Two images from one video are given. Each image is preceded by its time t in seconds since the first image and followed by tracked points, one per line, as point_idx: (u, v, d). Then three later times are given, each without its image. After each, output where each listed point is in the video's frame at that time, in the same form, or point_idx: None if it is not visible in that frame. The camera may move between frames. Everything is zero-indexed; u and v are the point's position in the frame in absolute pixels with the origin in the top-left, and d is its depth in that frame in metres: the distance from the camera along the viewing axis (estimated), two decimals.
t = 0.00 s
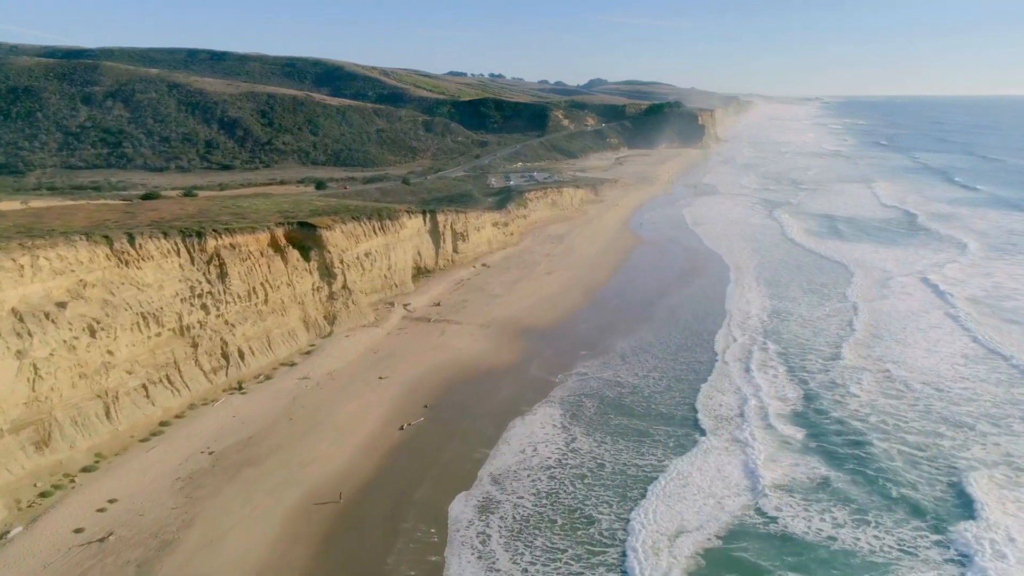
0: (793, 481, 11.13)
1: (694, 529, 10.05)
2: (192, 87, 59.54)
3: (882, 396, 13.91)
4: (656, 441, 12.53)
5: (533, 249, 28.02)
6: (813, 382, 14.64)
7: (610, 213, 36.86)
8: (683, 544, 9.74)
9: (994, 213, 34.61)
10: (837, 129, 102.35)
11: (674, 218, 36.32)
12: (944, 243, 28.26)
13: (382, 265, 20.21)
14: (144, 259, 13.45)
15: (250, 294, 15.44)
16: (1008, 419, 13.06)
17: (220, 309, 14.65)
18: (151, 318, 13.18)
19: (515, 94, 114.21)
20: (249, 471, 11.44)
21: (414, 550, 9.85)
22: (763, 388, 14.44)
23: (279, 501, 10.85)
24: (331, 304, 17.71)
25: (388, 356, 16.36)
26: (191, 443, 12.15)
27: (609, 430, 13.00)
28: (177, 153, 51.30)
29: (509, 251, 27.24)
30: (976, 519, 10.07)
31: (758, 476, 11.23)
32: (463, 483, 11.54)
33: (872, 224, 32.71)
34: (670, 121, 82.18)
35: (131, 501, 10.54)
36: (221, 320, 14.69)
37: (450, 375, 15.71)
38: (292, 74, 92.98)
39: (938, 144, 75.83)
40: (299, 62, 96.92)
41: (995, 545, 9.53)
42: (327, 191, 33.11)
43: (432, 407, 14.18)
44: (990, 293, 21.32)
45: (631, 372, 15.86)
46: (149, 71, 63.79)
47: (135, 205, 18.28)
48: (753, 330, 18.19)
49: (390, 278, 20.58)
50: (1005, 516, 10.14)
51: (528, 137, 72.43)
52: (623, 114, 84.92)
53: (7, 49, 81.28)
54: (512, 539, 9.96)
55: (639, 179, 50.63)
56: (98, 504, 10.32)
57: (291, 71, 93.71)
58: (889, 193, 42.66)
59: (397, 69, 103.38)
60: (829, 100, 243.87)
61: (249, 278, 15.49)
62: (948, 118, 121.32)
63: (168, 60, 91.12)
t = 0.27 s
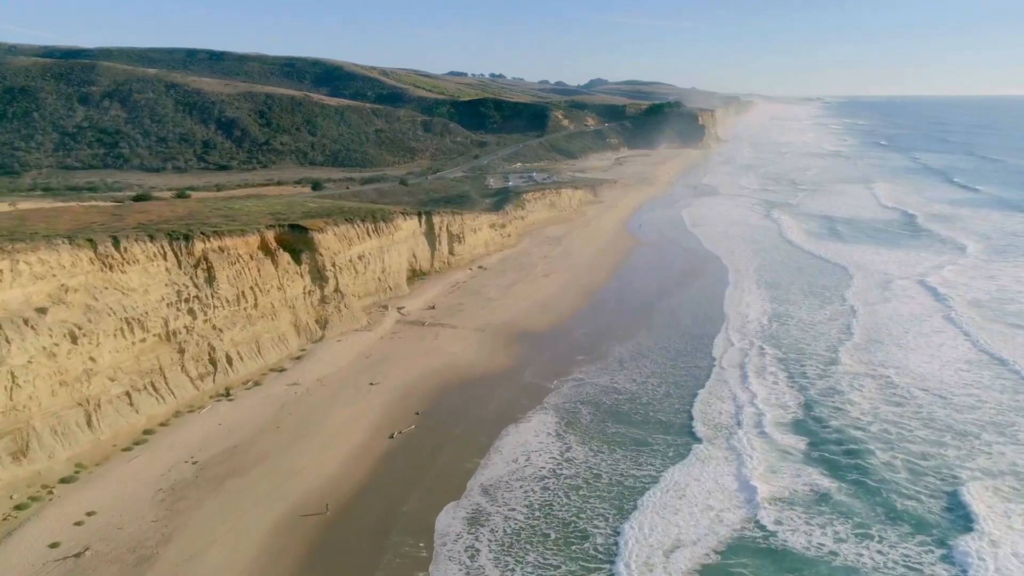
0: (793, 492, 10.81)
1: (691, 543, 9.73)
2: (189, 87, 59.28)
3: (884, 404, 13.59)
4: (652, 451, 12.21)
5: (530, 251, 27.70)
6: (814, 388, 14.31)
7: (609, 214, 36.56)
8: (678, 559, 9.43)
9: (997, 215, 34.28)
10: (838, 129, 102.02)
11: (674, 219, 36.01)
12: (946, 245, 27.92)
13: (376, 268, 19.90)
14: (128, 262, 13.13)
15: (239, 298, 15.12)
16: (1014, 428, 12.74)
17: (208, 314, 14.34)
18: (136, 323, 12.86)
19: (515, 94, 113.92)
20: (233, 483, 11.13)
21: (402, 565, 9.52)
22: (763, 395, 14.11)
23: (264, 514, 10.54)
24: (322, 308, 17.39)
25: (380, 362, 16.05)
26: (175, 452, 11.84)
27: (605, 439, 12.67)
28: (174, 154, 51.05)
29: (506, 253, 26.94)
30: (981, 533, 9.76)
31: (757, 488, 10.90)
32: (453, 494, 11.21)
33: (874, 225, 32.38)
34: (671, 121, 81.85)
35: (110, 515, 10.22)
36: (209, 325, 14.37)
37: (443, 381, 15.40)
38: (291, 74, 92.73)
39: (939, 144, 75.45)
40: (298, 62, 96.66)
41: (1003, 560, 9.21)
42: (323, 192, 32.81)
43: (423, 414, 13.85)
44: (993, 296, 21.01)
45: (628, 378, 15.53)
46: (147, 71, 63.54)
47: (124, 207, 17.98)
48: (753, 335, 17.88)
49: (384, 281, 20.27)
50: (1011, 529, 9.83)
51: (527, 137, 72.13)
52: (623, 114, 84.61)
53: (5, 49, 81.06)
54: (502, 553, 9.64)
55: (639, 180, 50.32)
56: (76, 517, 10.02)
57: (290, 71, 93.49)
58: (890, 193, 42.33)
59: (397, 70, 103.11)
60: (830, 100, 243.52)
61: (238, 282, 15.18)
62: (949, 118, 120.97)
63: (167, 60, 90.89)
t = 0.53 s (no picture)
0: (793, 505, 10.48)
1: (687, 559, 9.42)
2: (187, 87, 58.99)
3: (886, 412, 13.27)
4: (649, 461, 11.88)
5: (527, 253, 27.38)
6: (814, 395, 13.98)
7: (608, 215, 36.23)
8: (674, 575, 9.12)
9: (999, 216, 33.94)
10: (838, 129, 101.69)
11: (673, 220, 35.68)
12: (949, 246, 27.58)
13: (369, 271, 19.59)
14: (112, 266, 12.78)
15: (227, 303, 14.80)
16: (1019, 437, 12.43)
17: (194, 319, 14.01)
18: (119, 329, 12.53)
19: (514, 94, 113.58)
20: (215, 495, 10.82)
21: None
22: (762, 402, 13.78)
23: (246, 528, 10.21)
24: (313, 312, 17.08)
25: (372, 368, 15.73)
26: (158, 463, 11.52)
27: (601, 449, 12.34)
28: (171, 154, 50.77)
29: (503, 255, 26.61)
30: (987, 548, 9.45)
31: (756, 500, 10.56)
32: (442, 507, 10.89)
33: (875, 226, 32.04)
34: (671, 121, 81.50)
35: (87, 529, 9.88)
36: (196, 330, 14.05)
37: (435, 388, 15.07)
38: (290, 74, 92.44)
39: (940, 144, 75.05)
40: (297, 62, 96.35)
41: None
42: (319, 193, 32.48)
43: (415, 422, 13.53)
44: (996, 299, 20.69)
45: (625, 384, 15.21)
46: (144, 71, 63.28)
47: (112, 209, 17.68)
48: (752, 339, 17.56)
49: (377, 284, 19.96)
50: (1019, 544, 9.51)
51: (527, 138, 71.80)
52: (623, 114, 84.27)
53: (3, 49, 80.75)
54: (492, 569, 9.32)
55: (638, 180, 49.99)
56: (52, 531, 9.71)
57: (289, 71, 93.22)
58: (891, 194, 42.02)
59: (396, 69, 102.78)
60: (831, 100, 243.24)
61: (226, 286, 14.86)
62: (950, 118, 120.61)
63: (166, 60, 90.59)
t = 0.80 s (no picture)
0: (794, 518, 10.15)
1: None
2: (184, 87, 58.72)
3: (889, 420, 12.95)
4: (645, 471, 11.56)
5: (525, 255, 27.05)
6: (814, 402, 13.65)
7: (606, 216, 35.90)
8: None
9: (1001, 217, 33.61)
10: (839, 129, 101.35)
11: (673, 221, 35.35)
12: (951, 248, 27.25)
13: (362, 273, 19.29)
14: (95, 270, 12.43)
15: (214, 307, 14.49)
16: None
17: (180, 324, 13.71)
18: (101, 335, 12.21)
19: (514, 95, 113.24)
20: (197, 507, 10.53)
21: None
22: (761, 410, 13.45)
23: (228, 542, 9.90)
24: (304, 316, 16.77)
25: (363, 374, 15.44)
26: (139, 472, 11.24)
27: (595, 458, 12.03)
28: (168, 154, 50.50)
29: (499, 257, 26.31)
30: (991, 563, 9.15)
31: (755, 514, 10.25)
32: (430, 519, 10.57)
33: (876, 227, 31.73)
34: (671, 121, 81.17)
35: (64, 543, 9.58)
36: (182, 335, 13.74)
37: (427, 394, 14.77)
38: (289, 74, 92.13)
39: (941, 144, 74.68)
40: (296, 62, 96.07)
41: None
42: (315, 195, 32.18)
43: (405, 429, 13.22)
44: (1000, 302, 20.36)
45: (621, 390, 14.89)
46: (142, 71, 63.02)
47: (100, 211, 17.39)
48: (751, 344, 17.23)
49: (370, 287, 19.65)
50: None
51: (526, 138, 71.48)
52: (623, 114, 83.96)
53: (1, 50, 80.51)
54: None
55: (638, 181, 49.68)
56: (26, 545, 9.43)
57: (288, 71, 92.93)
58: (893, 195, 41.68)
59: (396, 69, 102.51)
60: (831, 101, 243.28)
61: (213, 290, 14.55)
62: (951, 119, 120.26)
63: (165, 60, 90.31)
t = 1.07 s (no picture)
0: (795, 532, 9.82)
1: None
2: (181, 87, 58.45)
3: (890, 428, 12.63)
4: (640, 482, 11.25)
5: (521, 256, 26.73)
6: (815, 410, 13.32)
7: (605, 217, 35.56)
8: None
9: (1003, 217, 33.29)
10: (840, 129, 101.02)
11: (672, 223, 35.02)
12: (953, 249, 26.93)
13: (355, 276, 18.98)
14: (77, 274, 12.08)
15: (200, 312, 14.17)
16: None
17: (166, 329, 13.39)
18: (83, 341, 11.87)
19: (514, 95, 112.90)
20: (177, 520, 10.23)
21: None
22: (760, 418, 13.12)
23: (209, 557, 9.58)
24: (294, 320, 16.45)
25: (353, 380, 15.13)
26: (119, 483, 10.93)
27: (590, 468, 11.72)
28: (164, 155, 50.22)
29: (496, 259, 26.00)
30: None
31: (754, 528, 9.93)
32: (417, 531, 10.26)
33: (877, 229, 31.40)
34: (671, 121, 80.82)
35: (38, 559, 9.27)
36: (167, 341, 13.42)
37: (418, 400, 14.45)
38: (288, 74, 91.84)
39: (942, 144, 74.33)
40: (295, 62, 95.76)
41: None
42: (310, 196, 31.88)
43: (395, 438, 12.92)
44: (1003, 305, 20.02)
45: (617, 397, 14.57)
46: (139, 71, 62.75)
47: (87, 213, 17.08)
48: (750, 348, 16.90)
49: (363, 290, 19.34)
50: None
51: (525, 138, 71.16)
52: (623, 114, 83.64)
53: None
54: None
55: (637, 181, 49.36)
56: None
57: (287, 71, 92.63)
58: (894, 195, 41.34)
59: (395, 69, 102.21)
60: (832, 101, 242.75)
61: (200, 295, 14.23)
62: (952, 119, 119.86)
63: (163, 60, 90.04)
